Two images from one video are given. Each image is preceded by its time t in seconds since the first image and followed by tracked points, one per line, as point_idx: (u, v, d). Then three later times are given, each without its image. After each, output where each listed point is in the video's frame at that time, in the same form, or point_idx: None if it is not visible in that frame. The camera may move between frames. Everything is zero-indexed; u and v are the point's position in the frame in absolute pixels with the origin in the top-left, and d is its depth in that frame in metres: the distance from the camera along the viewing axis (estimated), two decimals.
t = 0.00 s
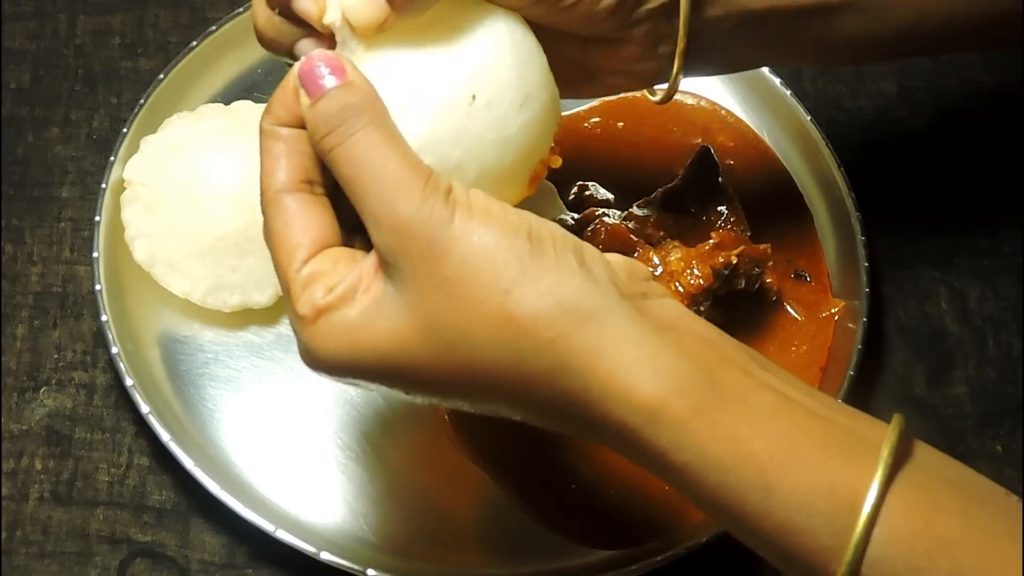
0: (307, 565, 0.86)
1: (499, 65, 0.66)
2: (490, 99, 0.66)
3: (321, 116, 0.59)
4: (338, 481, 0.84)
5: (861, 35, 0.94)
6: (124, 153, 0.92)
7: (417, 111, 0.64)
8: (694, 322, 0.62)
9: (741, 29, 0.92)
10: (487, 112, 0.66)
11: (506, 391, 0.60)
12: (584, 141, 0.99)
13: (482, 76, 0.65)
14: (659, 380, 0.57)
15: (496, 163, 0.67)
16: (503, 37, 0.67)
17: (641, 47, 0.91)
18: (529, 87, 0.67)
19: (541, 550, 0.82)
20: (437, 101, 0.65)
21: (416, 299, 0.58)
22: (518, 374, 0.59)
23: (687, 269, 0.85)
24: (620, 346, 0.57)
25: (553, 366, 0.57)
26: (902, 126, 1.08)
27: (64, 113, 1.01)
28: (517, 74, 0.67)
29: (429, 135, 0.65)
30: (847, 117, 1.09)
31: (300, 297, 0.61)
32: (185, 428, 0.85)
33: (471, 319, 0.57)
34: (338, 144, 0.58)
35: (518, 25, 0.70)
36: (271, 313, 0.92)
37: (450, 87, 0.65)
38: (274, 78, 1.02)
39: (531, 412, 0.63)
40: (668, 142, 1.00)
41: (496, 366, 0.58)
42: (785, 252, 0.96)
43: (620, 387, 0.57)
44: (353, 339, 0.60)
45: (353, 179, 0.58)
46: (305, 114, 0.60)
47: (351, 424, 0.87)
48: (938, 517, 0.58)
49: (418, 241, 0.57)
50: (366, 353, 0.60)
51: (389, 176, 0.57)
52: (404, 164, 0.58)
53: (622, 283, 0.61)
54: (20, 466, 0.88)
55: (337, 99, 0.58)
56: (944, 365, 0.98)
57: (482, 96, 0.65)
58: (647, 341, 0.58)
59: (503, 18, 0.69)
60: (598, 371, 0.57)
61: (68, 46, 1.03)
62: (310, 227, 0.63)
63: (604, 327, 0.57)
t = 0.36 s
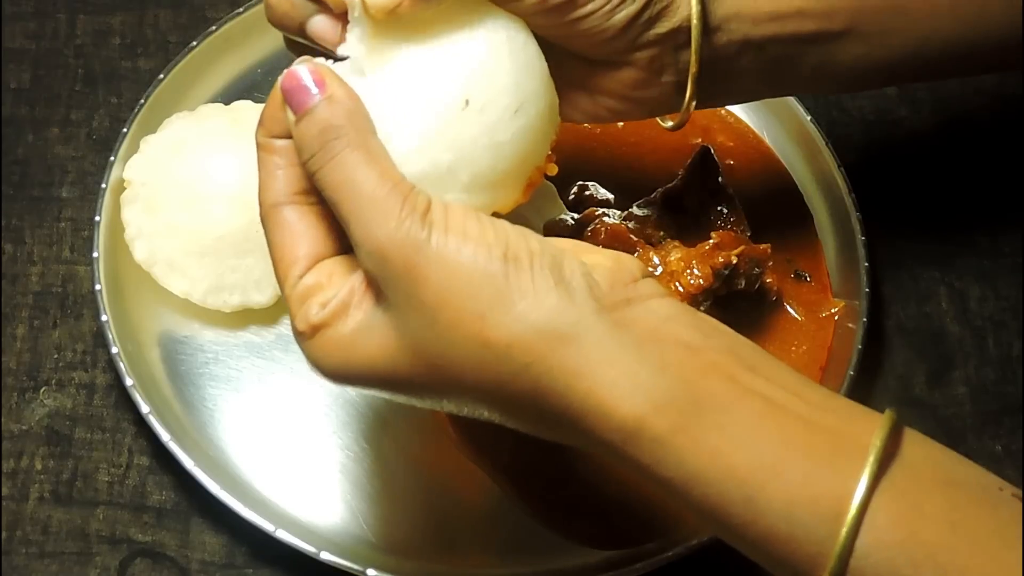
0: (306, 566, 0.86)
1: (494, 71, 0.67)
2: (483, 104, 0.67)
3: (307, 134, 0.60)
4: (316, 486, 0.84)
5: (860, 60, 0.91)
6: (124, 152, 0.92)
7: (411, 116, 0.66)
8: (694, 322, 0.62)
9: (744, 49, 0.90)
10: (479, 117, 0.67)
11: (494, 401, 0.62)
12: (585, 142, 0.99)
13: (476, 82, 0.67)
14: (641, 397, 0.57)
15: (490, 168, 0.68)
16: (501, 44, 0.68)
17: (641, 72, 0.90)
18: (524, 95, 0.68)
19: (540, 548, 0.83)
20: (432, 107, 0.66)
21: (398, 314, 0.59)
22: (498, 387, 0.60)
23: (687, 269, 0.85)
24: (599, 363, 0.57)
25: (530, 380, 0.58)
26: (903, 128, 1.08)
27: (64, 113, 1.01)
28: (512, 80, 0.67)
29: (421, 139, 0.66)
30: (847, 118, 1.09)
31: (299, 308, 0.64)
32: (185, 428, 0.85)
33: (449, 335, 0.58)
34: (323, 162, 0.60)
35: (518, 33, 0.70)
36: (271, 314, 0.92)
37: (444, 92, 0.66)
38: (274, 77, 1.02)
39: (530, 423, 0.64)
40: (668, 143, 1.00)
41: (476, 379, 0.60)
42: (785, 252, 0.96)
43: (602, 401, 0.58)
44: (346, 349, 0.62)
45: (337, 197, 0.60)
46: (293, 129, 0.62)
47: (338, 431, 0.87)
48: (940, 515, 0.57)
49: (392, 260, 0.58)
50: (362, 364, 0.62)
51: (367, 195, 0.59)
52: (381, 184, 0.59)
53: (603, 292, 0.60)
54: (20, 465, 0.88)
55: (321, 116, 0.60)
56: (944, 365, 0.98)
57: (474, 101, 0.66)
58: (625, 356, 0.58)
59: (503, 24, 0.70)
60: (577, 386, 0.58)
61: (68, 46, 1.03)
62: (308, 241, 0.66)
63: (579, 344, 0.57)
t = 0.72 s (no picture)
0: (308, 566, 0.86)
1: (446, 39, 0.64)
2: (432, 72, 0.63)
3: (359, 129, 0.58)
4: (326, 489, 0.84)
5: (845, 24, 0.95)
6: (124, 152, 0.92)
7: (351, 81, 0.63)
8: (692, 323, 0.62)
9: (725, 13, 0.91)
10: (427, 87, 0.63)
11: (524, 415, 0.59)
12: (585, 141, 0.99)
13: (425, 50, 0.63)
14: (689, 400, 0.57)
15: (438, 140, 0.64)
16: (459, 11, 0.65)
17: (619, 30, 0.90)
18: (477, 65, 0.64)
19: (541, 549, 0.83)
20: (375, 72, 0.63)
21: (453, 311, 0.58)
22: (547, 391, 0.58)
23: (687, 269, 0.85)
24: (654, 363, 0.57)
25: (586, 382, 0.57)
26: (903, 129, 1.08)
27: (64, 113, 1.01)
28: (465, 50, 0.64)
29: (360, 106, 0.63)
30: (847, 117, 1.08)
31: (316, 313, 0.61)
32: (186, 428, 0.85)
33: (509, 330, 0.57)
34: (375, 158, 0.58)
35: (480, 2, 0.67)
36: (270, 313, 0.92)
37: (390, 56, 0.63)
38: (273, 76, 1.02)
39: (542, 436, 0.61)
40: (668, 143, 1.00)
41: (528, 383, 0.58)
42: (785, 252, 0.96)
43: (653, 400, 0.56)
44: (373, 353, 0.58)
45: (390, 193, 0.58)
46: (339, 122, 0.59)
47: (344, 437, 0.87)
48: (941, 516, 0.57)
49: (449, 254, 0.58)
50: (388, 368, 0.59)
51: (433, 193, 0.58)
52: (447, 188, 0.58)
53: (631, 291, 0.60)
54: (20, 466, 0.88)
55: (377, 111, 0.58)
56: (943, 365, 0.98)
57: (422, 68, 0.63)
58: (673, 356, 0.57)
59: None
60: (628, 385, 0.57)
61: (68, 46, 1.03)
62: (310, 251, 0.64)
63: (638, 336, 0.57)
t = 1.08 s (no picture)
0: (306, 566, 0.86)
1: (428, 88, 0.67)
2: (414, 117, 0.67)
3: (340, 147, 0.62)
4: (310, 482, 0.84)
5: None
6: (124, 152, 0.92)
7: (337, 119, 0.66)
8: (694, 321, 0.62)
9: None
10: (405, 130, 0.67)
11: (525, 420, 0.58)
12: (584, 141, 0.99)
13: (408, 94, 0.67)
14: (690, 405, 0.56)
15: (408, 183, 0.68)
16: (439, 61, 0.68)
17: None
18: (452, 117, 0.69)
19: (539, 550, 0.83)
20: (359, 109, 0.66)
21: (452, 315, 0.57)
22: (548, 399, 0.57)
23: (687, 269, 0.85)
24: (658, 361, 0.57)
25: (589, 385, 0.56)
26: (903, 130, 1.08)
27: (64, 113, 1.01)
28: (444, 102, 0.68)
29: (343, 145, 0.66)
30: (847, 118, 1.09)
31: (307, 328, 0.60)
32: (185, 428, 0.85)
33: (508, 335, 0.56)
34: (363, 167, 0.60)
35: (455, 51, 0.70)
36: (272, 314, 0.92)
37: (376, 98, 0.66)
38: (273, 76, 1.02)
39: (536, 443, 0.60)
40: (668, 142, 1.00)
41: (528, 391, 0.57)
42: (785, 252, 0.97)
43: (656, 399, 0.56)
44: (371, 361, 0.57)
45: (383, 200, 0.59)
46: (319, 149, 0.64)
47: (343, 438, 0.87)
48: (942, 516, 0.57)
49: (444, 260, 0.57)
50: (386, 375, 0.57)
51: (426, 200, 0.58)
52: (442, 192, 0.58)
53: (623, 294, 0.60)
54: (21, 466, 0.88)
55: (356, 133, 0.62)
56: (943, 365, 0.98)
57: (404, 114, 0.67)
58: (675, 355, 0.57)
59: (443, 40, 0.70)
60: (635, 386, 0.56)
61: (68, 46, 1.03)
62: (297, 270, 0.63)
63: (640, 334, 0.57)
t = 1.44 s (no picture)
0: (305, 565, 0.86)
1: (449, 108, 0.67)
2: (437, 140, 0.67)
3: (328, 157, 0.57)
4: (308, 475, 0.85)
5: None
6: (125, 152, 0.92)
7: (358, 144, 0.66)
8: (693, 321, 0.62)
9: None
10: (431, 154, 0.67)
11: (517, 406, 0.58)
12: (584, 141, 0.99)
13: (430, 118, 0.67)
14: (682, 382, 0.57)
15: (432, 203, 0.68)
16: (457, 80, 0.68)
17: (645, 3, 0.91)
18: (477, 135, 0.69)
19: (540, 550, 0.83)
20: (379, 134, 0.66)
21: (445, 303, 0.57)
22: (544, 381, 0.57)
23: (687, 269, 0.85)
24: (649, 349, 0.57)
25: (582, 372, 0.57)
26: (904, 130, 1.08)
27: (64, 113, 1.01)
28: (467, 120, 0.68)
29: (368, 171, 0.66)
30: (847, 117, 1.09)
31: (302, 311, 0.60)
32: (185, 428, 0.85)
33: (501, 319, 0.57)
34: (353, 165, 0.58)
35: (461, 59, 0.70)
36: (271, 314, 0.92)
37: (398, 123, 0.66)
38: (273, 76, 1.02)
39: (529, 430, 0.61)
40: (668, 141, 1.00)
41: (522, 375, 0.57)
42: (785, 252, 0.97)
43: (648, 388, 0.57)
44: (363, 350, 0.57)
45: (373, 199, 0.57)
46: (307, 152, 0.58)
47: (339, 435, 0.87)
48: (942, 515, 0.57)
49: (441, 245, 0.57)
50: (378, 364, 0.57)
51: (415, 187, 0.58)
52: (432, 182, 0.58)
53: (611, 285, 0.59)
54: (20, 466, 0.88)
55: (345, 139, 0.57)
56: (944, 364, 0.98)
57: (428, 138, 0.67)
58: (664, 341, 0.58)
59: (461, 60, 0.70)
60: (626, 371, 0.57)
61: (68, 46, 1.03)
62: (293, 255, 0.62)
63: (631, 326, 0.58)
